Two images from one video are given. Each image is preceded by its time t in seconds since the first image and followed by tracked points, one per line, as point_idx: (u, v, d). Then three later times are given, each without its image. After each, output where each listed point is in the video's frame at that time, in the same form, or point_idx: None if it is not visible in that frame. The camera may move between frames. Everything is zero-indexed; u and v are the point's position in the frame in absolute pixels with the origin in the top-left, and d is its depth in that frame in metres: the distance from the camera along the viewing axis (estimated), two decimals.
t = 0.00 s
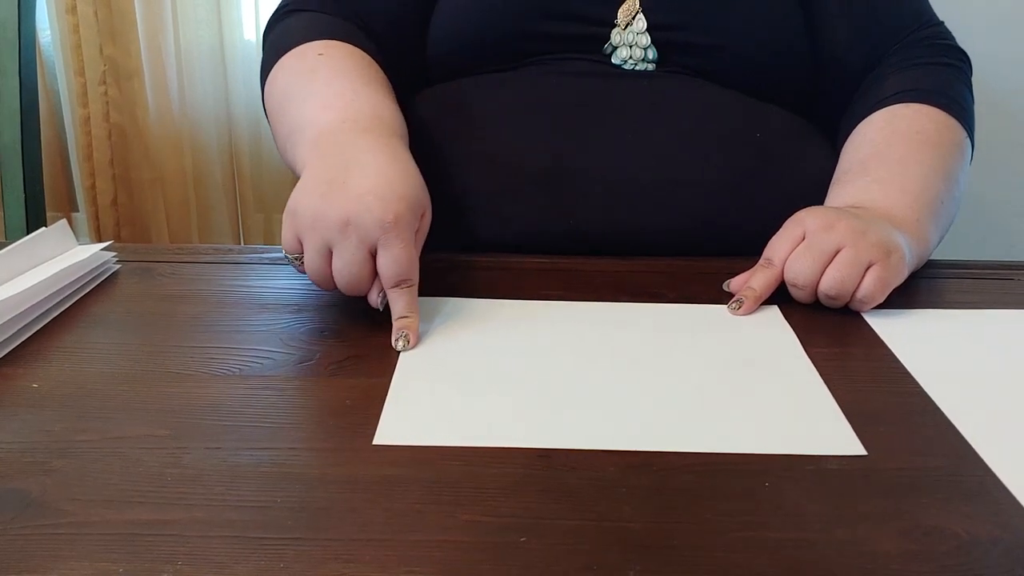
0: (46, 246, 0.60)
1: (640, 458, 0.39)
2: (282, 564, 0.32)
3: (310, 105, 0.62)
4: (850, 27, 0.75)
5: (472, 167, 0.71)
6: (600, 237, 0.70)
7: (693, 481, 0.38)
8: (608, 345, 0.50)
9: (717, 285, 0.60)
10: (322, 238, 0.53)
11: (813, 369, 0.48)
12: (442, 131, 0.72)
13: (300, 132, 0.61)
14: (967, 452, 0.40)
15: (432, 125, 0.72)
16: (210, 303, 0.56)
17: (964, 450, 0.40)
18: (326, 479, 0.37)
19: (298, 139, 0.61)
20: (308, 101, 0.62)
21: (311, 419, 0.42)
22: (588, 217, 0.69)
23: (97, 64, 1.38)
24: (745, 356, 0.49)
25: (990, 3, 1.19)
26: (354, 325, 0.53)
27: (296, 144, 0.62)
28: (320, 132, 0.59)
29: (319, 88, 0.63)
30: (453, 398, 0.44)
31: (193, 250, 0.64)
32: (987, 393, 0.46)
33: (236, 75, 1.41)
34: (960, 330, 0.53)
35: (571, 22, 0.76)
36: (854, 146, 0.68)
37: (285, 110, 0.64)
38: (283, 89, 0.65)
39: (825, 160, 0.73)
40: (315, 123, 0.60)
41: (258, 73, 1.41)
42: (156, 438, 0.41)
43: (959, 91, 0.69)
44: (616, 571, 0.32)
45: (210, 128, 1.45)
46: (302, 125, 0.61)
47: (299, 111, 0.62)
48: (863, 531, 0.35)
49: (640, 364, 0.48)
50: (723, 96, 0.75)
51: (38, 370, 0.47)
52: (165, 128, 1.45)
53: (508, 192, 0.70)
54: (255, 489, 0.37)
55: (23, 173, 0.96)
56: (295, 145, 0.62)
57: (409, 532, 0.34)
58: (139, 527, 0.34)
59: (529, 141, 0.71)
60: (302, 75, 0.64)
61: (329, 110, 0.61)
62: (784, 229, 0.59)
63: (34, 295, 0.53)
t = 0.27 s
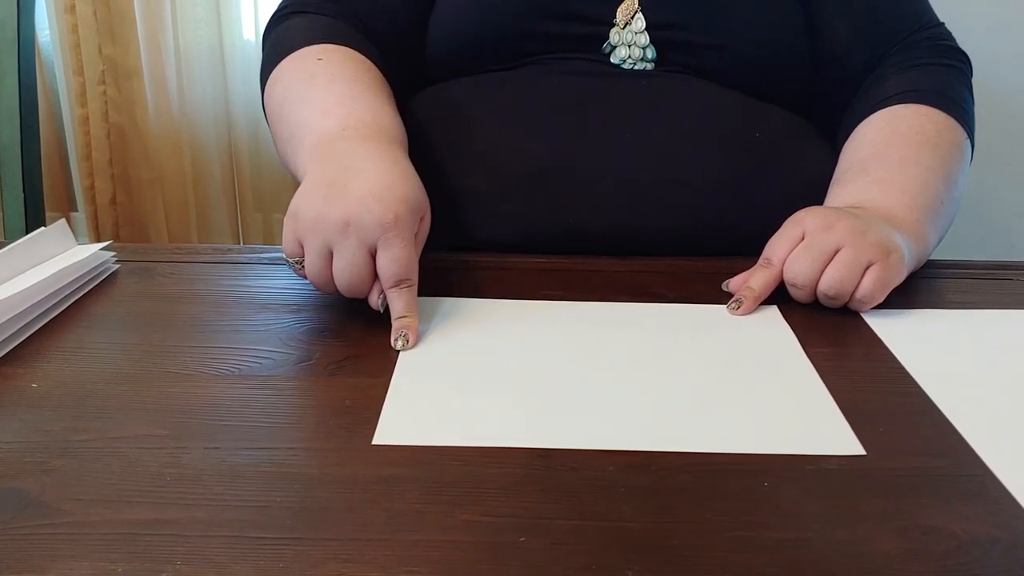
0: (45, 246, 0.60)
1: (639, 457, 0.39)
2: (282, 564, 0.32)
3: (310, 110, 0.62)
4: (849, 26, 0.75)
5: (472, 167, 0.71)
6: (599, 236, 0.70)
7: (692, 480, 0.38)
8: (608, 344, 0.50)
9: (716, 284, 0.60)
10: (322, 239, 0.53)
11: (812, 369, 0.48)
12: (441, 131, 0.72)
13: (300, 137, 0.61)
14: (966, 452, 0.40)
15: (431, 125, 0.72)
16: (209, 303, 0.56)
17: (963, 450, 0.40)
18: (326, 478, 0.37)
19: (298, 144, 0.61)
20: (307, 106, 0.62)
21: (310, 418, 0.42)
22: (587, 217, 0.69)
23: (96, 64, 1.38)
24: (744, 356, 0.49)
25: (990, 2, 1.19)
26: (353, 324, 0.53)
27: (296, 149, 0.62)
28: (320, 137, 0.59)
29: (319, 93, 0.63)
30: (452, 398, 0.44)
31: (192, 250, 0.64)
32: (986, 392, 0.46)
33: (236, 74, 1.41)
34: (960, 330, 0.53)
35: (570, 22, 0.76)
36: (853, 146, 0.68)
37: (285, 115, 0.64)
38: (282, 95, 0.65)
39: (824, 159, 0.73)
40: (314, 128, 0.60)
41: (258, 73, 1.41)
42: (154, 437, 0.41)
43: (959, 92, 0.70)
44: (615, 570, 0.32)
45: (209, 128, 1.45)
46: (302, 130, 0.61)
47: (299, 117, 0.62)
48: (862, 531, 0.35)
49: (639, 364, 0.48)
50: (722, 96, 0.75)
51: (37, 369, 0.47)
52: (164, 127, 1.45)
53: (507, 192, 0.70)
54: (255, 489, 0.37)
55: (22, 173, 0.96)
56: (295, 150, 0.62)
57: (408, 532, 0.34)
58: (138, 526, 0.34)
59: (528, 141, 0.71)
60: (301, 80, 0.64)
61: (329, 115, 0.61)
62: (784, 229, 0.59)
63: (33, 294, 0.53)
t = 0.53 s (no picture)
0: (44, 245, 0.60)
1: (639, 457, 0.39)
2: (281, 564, 0.32)
3: (309, 113, 0.62)
4: (849, 26, 0.75)
5: (471, 167, 0.71)
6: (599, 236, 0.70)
7: (691, 480, 0.38)
8: (608, 344, 0.50)
9: (715, 284, 0.60)
10: (323, 238, 0.53)
11: (811, 369, 0.48)
12: (441, 131, 0.72)
13: (300, 139, 0.61)
14: (965, 452, 0.40)
15: (431, 126, 0.72)
16: (208, 302, 0.56)
17: (963, 450, 0.40)
18: (325, 478, 0.37)
19: (298, 146, 0.61)
20: (307, 107, 0.63)
21: (310, 418, 0.42)
22: (587, 217, 0.69)
23: (96, 63, 1.38)
24: (744, 356, 0.49)
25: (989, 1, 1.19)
26: (353, 324, 0.53)
27: (296, 151, 0.62)
28: (320, 138, 0.59)
29: (318, 95, 0.63)
30: (452, 398, 0.44)
31: (191, 250, 0.64)
32: (986, 392, 0.46)
33: (236, 74, 1.41)
34: (960, 330, 0.53)
35: (570, 22, 0.76)
36: (853, 145, 0.68)
37: (284, 118, 0.64)
38: (281, 97, 0.65)
39: (824, 159, 0.73)
40: (314, 129, 0.60)
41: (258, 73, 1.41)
42: (154, 437, 0.41)
43: (959, 92, 0.70)
44: (615, 570, 0.32)
45: (209, 127, 1.45)
46: (302, 131, 0.61)
47: (299, 119, 0.62)
48: (861, 531, 0.35)
49: (639, 364, 0.48)
50: (723, 96, 0.75)
51: (36, 369, 0.47)
52: (163, 127, 1.45)
53: (507, 191, 0.70)
54: (254, 489, 0.37)
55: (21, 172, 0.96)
56: (295, 152, 0.62)
57: (407, 532, 0.34)
58: (137, 526, 0.34)
59: (528, 141, 0.71)
60: (300, 82, 0.65)
61: (328, 116, 0.61)
62: (783, 229, 0.59)
63: (33, 294, 0.53)
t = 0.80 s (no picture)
0: (44, 245, 0.60)
1: (639, 457, 0.39)
2: (281, 564, 0.32)
3: (311, 116, 0.62)
4: (849, 27, 0.75)
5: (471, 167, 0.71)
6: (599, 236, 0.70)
7: (691, 480, 0.38)
8: (608, 344, 0.50)
9: (716, 284, 0.60)
10: (327, 226, 0.53)
11: (811, 369, 0.48)
12: (441, 132, 0.72)
13: (303, 139, 0.62)
14: (965, 452, 0.40)
15: (431, 126, 0.72)
16: (209, 302, 0.56)
17: (962, 450, 0.40)
18: (325, 478, 0.37)
19: (301, 149, 0.61)
20: (309, 108, 0.63)
21: (310, 418, 0.42)
22: (587, 217, 0.69)
23: (96, 63, 1.38)
24: (744, 356, 0.49)
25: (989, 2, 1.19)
26: (353, 324, 0.53)
27: (298, 152, 0.62)
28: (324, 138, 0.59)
29: (320, 98, 0.63)
30: (452, 399, 0.44)
31: (192, 250, 0.64)
32: (986, 392, 0.46)
33: (236, 74, 1.41)
34: (960, 330, 0.53)
35: (569, 22, 0.76)
36: (853, 145, 0.68)
37: (286, 120, 0.64)
38: (284, 101, 0.65)
39: (824, 159, 0.73)
40: (317, 129, 0.61)
41: (258, 73, 1.41)
42: (154, 437, 0.41)
43: (958, 92, 0.70)
44: (615, 570, 0.32)
45: (209, 127, 1.45)
46: (304, 132, 0.62)
47: (301, 120, 0.63)
48: (861, 531, 0.35)
49: (639, 364, 0.48)
50: (723, 96, 0.75)
51: (37, 368, 0.47)
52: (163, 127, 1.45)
53: (507, 191, 0.70)
54: (254, 489, 0.37)
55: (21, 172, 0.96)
56: (298, 153, 0.62)
57: (407, 532, 0.34)
58: (137, 526, 0.34)
59: (528, 141, 0.71)
60: (302, 86, 0.65)
61: (331, 116, 0.61)
62: (783, 229, 0.59)
63: (33, 294, 0.53)
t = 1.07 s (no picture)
0: (44, 244, 0.60)
1: (638, 456, 0.39)
2: (281, 564, 0.32)
3: (319, 117, 0.62)
4: (850, 26, 0.75)
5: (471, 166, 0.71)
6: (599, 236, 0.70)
7: (692, 480, 0.38)
8: (608, 344, 0.50)
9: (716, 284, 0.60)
10: (344, 229, 0.53)
11: (812, 368, 0.48)
12: (441, 131, 0.72)
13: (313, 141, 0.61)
14: (966, 452, 0.40)
15: (431, 125, 0.72)
16: (209, 301, 0.56)
17: (963, 450, 0.40)
18: (326, 477, 0.37)
19: (311, 152, 0.61)
20: (317, 110, 0.63)
21: (310, 418, 0.42)
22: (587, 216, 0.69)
23: (96, 63, 1.38)
24: (744, 355, 0.49)
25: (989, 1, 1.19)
26: (354, 324, 0.53)
27: (308, 154, 0.62)
28: (335, 140, 0.59)
29: (327, 99, 0.63)
30: (452, 398, 0.44)
31: (192, 249, 0.64)
32: (987, 392, 0.46)
33: (237, 74, 1.41)
34: (961, 330, 0.53)
35: (569, 21, 0.76)
36: (853, 145, 0.68)
37: (293, 123, 0.64)
38: (289, 102, 0.65)
39: (824, 159, 0.73)
40: (327, 131, 0.61)
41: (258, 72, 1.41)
42: (154, 436, 0.41)
43: (958, 91, 0.70)
44: (615, 570, 0.32)
45: (209, 126, 1.45)
46: (314, 134, 0.61)
47: (309, 122, 0.63)
48: (861, 530, 0.35)
49: (639, 363, 0.48)
50: (723, 96, 0.75)
51: (38, 367, 0.47)
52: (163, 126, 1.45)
53: (507, 191, 0.70)
54: (254, 488, 0.37)
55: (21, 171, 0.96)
56: (307, 156, 0.62)
57: (407, 530, 0.34)
58: (137, 526, 0.34)
59: (528, 140, 0.71)
60: (308, 87, 0.65)
61: (340, 118, 0.61)
62: (784, 229, 0.59)
63: (33, 293, 0.53)
